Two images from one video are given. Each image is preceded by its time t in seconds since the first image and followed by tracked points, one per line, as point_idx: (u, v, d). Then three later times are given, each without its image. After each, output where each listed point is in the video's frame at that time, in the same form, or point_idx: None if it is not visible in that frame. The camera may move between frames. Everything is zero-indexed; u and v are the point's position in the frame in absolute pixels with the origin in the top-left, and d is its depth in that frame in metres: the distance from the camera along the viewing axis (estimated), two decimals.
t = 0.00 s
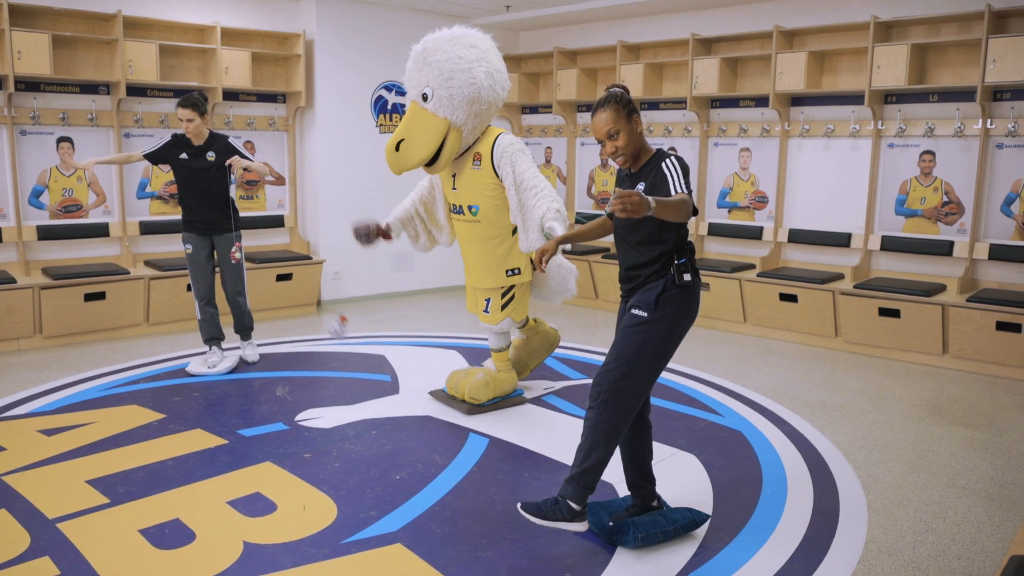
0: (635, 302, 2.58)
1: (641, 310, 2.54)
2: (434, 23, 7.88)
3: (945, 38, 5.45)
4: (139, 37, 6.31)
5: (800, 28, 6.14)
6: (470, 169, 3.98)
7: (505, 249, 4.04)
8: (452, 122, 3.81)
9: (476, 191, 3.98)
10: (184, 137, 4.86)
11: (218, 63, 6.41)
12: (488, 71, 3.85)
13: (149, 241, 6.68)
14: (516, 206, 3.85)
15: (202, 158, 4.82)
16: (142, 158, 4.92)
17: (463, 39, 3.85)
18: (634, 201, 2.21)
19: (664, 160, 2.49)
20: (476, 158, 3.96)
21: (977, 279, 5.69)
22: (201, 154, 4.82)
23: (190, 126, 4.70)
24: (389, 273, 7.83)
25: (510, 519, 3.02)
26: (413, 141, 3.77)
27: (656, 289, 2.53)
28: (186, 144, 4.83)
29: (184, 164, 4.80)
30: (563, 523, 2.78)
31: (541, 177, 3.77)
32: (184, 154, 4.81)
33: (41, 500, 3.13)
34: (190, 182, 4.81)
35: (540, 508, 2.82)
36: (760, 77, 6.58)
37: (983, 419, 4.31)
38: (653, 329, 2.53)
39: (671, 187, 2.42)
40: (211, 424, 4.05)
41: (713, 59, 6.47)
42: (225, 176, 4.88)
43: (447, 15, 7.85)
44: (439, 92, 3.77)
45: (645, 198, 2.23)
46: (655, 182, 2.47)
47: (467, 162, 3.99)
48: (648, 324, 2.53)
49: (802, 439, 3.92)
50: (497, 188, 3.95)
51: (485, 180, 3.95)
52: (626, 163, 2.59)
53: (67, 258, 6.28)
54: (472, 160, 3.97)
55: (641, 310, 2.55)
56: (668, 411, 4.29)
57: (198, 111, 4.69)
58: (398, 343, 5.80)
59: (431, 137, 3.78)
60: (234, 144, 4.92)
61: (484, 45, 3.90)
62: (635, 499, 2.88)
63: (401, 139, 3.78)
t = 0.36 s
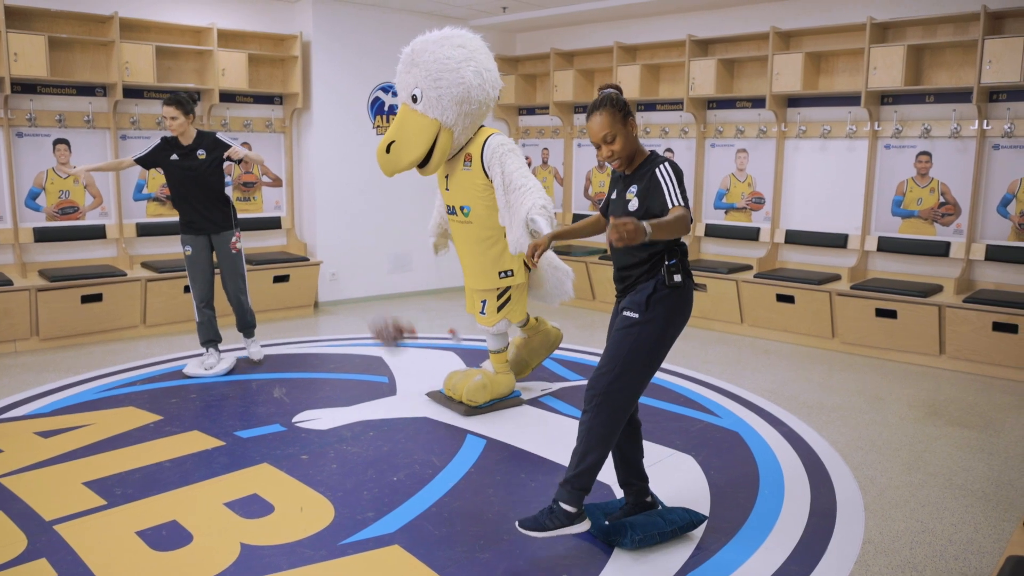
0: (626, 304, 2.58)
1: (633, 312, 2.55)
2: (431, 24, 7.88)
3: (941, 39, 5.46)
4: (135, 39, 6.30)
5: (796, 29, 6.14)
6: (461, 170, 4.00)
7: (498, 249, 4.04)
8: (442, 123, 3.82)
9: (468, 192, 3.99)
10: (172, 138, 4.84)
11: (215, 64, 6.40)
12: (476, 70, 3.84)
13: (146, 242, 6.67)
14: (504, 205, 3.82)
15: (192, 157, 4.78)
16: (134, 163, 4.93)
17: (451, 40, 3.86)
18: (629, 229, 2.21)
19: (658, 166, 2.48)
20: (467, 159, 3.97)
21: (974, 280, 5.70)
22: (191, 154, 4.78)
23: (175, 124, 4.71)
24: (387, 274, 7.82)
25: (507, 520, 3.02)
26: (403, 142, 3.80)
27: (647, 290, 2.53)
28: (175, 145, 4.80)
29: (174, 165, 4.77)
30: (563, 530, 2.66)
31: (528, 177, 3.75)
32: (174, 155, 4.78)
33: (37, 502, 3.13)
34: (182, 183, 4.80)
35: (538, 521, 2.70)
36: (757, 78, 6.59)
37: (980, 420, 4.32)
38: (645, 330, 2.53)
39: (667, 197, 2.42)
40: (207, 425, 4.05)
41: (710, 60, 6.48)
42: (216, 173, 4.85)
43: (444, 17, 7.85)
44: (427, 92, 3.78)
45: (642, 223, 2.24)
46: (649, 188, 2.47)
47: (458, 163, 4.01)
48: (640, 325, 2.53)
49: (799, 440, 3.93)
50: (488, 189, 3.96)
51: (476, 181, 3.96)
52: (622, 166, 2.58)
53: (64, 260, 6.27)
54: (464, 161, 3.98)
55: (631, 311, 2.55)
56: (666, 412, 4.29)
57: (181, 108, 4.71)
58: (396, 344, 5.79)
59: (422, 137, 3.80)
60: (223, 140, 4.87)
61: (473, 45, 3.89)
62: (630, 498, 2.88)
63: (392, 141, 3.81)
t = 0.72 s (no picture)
0: (628, 303, 2.57)
1: (636, 311, 2.53)
2: (429, 24, 7.87)
3: (940, 38, 5.46)
4: (134, 39, 6.30)
5: (796, 28, 6.14)
6: (459, 173, 4.00)
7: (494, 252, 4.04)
8: (442, 128, 3.81)
9: (465, 196, 4.00)
10: (168, 138, 4.83)
11: (214, 64, 6.39)
12: (478, 75, 3.83)
13: (145, 242, 6.66)
14: (494, 216, 3.90)
15: (188, 157, 4.78)
16: (131, 164, 4.90)
17: (454, 44, 3.84)
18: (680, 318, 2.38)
19: (651, 173, 2.47)
20: (465, 163, 3.97)
21: (973, 279, 5.70)
22: (186, 153, 4.78)
23: (169, 123, 4.71)
24: (385, 274, 7.82)
25: (506, 520, 3.02)
26: (402, 146, 3.81)
27: (648, 289, 2.52)
28: (170, 145, 4.79)
29: (170, 165, 4.77)
30: (568, 532, 2.62)
31: (520, 194, 3.82)
32: (170, 155, 4.78)
33: (37, 502, 3.12)
34: (179, 183, 4.79)
35: (541, 521, 2.63)
36: (756, 77, 6.58)
37: (979, 419, 4.32)
38: (649, 328, 2.52)
39: (662, 206, 2.41)
40: (207, 425, 4.04)
41: (709, 59, 6.48)
42: (211, 171, 4.83)
43: (443, 16, 7.84)
44: (428, 97, 3.76)
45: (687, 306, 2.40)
46: (643, 196, 2.47)
47: (458, 165, 4.01)
48: (643, 323, 2.52)
49: (799, 439, 3.93)
50: (486, 194, 3.95)
51: (473, 185, 3.96)
52: (609, 172, 2.60)
53: (63, 259, 6.27)
54: (462, 165, 3.99)
55: (635, 310, 2.53)
56: (665, 412, 4.29)
57: (173, 106, 4.69)
58: (395, 344, 5.79)
59: (421, 139, 3.80)
60: (218, 138, 4.83)
61: (475, 49, 3.88)
62: (629, 498, 2.88)
63: (391, 144, 3.82)
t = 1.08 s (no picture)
0: (628, 305, 2.57)
1: (637, 312, 2.53)
2: (428, 24, 7.86)
3: (940, 38, 5.46)
4: (133, 39, 6.29)
5: (796, 28, 6.14)
6: (463, 173, 3.98)
7: (499, 251, 4.04)
8: (445, 129, 3.81)
9: (470, 195, 3.98)
10: (167, 138, 4.83)
11: (213, 64, 6.38)
12: (481, 75, 3.83)
13: (144, 243, 6.66)
14: (506, 214, 3.88)
15: (187, 156, 4.77)
16: (131, 165, 4.89)
17: (456, 44, 3.84)
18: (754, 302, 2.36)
19: (653, 167, 2.46)
20: (469, 163, 3.95)
21: (973, 280, 5.70)
22: (186, 153, 4.77)
23: (167, 122, 4.70)
24: (385, 274, 7.81)
25: (507, 521, 3.01)
26: (406, 147, 3.79)
27: (648, 289, 2.52)
28: (170, 145, 4.79)
29: (169, 165, 4.76)
30: (591, 541, 2.58)
31: (531, 190, 3.80)
32: (169, 155, 4.77)
33: (36, 503, 3.12)
34: (179, 183, 4.78)
35: (563, 533, 2.61)
36: (756, 77, 6.58)
37: (980, 420, 4.32)
38: (651, 329, 2.52)
39: (676, 200, 2.41)
40: (206, 426, 4.04)
41: (709, 59, 6.47)
42: (210, 170, 4.82)
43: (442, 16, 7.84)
44: (432, 97, 3.76)
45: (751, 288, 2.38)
46: (647, 190, 2.45)
47: (460, 165, 3.99)
48: (646, 325, 2.52)
49: (799, 440, 3.92)
50: (491, 193, 3.95)
51: (478, 184, 3.95)
52: (603, 171, 2.59)
53: (62, 260, 6.26)
54: (466, 164, 3.97)
55: (636, 312, 2.53)
56: (666, 413, 4.28)
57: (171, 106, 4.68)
58: (394, 344, 5.78)
59: (424, 140, 3.79)
60: (217, 138, 4.83)
61: (478, 50, 3.88)
62: (630, 498, 2.87)
63: (394, 145, 3.80)
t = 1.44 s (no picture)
0: (634, 302, 2.56)
1: (644, 311, 2.52)
2: (429, 22, 7.85)
3: (942, 38, 5.45)
4: (133, 37, 6.28)
5: (797, 27, 6.12)
6: (468, 172, 3.97)
7: (505, 250, 4.03)
8: (450, 129, 3.80)
9: (476, 194, 3.97)
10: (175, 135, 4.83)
11: (214, 62, 6.37)
12: (483, 74, 3.82)
13: (145, 241, 6.65)
14: (511, 214, 3.89)
15: (189, 155, 4.77)
16: (134, 160, 4.89)
17: (457, 43, 3.82)
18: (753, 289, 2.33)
19: (655, 161, 2.46)
20: (475, 162, 3.95)
21: (974, 279, 5.69)
22: (190, 151, 4.77)
23: (178, 122, 4.65)
24: (385, 273, 7.81)
25: (508, 521, 3.00)
26: (411, 150, 3.79)
27: (655, 287, 2.51)
28: (176, 142, 4.79)
29: (174, 161, 4.76)
30: (591, 540, 2.64)
31: (535, 188, 3.81)
32: (174, 152, 4.77)
33: (37, 502, 3.11)
34: (181, 181, 4.77)
35: (563, 529, 2.66)
36: (758, 76, 6.57)
37: (981, 420, 4.31)
38: (658, 328, 2.51)
39: (679, 193, 2.41)
40: (207, 425, 4.03)
41: (710, 58, 6.46)
42: (212, 172, 4.81)
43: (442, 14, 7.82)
44: (435, 99, 3.75)
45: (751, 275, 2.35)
46: (648, 182, 2.45)
47: (466, 165, 3.98)
48: (653, 323, 2.51)
49: (800, 439, 3.92)
50: (497, 192, 3.95)
51: (484, 183, 3.94)
52: (606, 171, 2.58)
53: (62, 258, 6.25)
54: (472, 163, 3.96)
55: (643, 310, 2.53)
56: (667, 413, 4.27)
57: (184, 106, 4.63)
58: (395, 343, 5.78)
59: (430, 140, 3.78)
60: (224, 141, 4.85)
61: (479, 48, 3.87)
62: (631, 498, 2.87)
63: (399, 148, 3.80)
